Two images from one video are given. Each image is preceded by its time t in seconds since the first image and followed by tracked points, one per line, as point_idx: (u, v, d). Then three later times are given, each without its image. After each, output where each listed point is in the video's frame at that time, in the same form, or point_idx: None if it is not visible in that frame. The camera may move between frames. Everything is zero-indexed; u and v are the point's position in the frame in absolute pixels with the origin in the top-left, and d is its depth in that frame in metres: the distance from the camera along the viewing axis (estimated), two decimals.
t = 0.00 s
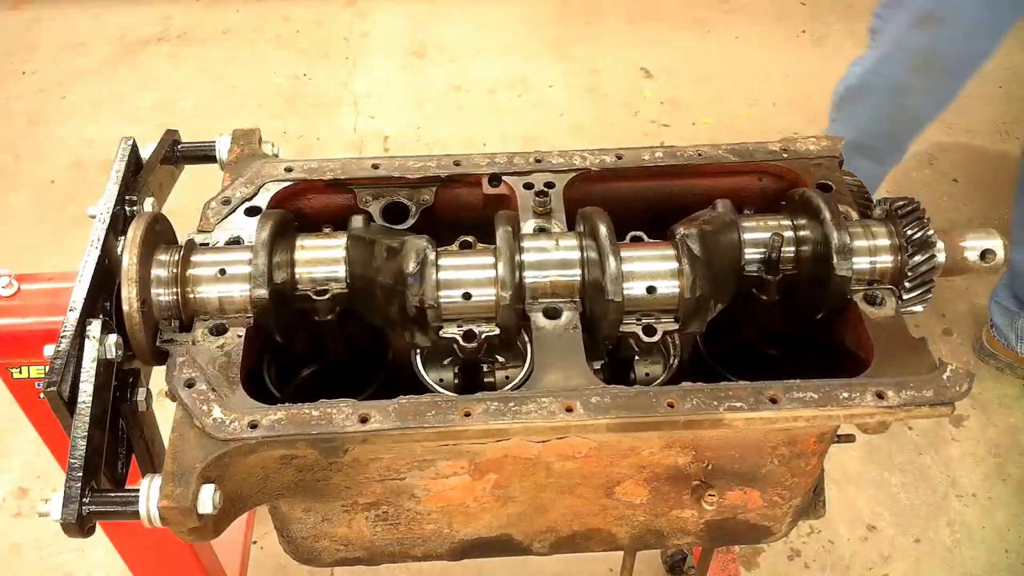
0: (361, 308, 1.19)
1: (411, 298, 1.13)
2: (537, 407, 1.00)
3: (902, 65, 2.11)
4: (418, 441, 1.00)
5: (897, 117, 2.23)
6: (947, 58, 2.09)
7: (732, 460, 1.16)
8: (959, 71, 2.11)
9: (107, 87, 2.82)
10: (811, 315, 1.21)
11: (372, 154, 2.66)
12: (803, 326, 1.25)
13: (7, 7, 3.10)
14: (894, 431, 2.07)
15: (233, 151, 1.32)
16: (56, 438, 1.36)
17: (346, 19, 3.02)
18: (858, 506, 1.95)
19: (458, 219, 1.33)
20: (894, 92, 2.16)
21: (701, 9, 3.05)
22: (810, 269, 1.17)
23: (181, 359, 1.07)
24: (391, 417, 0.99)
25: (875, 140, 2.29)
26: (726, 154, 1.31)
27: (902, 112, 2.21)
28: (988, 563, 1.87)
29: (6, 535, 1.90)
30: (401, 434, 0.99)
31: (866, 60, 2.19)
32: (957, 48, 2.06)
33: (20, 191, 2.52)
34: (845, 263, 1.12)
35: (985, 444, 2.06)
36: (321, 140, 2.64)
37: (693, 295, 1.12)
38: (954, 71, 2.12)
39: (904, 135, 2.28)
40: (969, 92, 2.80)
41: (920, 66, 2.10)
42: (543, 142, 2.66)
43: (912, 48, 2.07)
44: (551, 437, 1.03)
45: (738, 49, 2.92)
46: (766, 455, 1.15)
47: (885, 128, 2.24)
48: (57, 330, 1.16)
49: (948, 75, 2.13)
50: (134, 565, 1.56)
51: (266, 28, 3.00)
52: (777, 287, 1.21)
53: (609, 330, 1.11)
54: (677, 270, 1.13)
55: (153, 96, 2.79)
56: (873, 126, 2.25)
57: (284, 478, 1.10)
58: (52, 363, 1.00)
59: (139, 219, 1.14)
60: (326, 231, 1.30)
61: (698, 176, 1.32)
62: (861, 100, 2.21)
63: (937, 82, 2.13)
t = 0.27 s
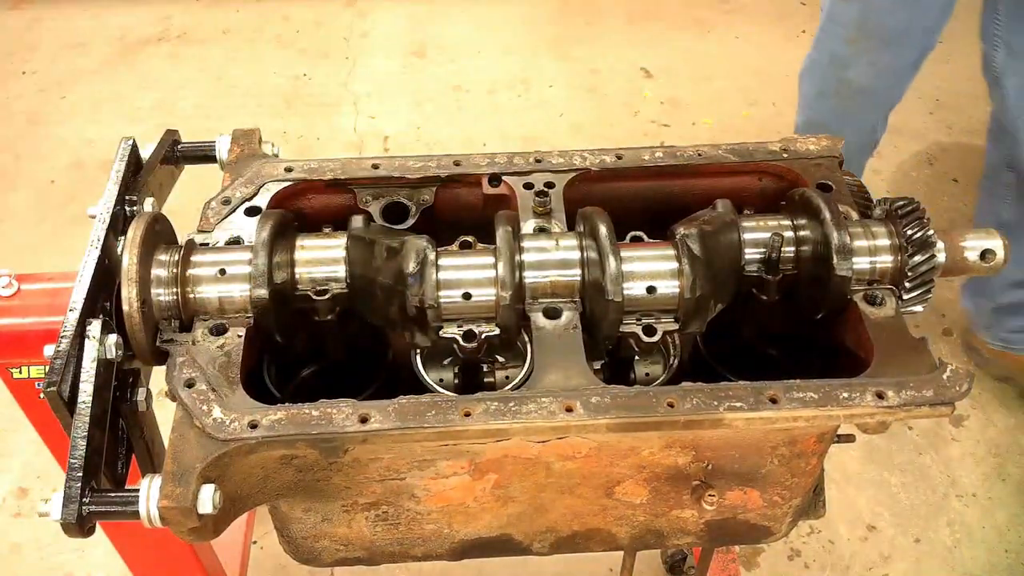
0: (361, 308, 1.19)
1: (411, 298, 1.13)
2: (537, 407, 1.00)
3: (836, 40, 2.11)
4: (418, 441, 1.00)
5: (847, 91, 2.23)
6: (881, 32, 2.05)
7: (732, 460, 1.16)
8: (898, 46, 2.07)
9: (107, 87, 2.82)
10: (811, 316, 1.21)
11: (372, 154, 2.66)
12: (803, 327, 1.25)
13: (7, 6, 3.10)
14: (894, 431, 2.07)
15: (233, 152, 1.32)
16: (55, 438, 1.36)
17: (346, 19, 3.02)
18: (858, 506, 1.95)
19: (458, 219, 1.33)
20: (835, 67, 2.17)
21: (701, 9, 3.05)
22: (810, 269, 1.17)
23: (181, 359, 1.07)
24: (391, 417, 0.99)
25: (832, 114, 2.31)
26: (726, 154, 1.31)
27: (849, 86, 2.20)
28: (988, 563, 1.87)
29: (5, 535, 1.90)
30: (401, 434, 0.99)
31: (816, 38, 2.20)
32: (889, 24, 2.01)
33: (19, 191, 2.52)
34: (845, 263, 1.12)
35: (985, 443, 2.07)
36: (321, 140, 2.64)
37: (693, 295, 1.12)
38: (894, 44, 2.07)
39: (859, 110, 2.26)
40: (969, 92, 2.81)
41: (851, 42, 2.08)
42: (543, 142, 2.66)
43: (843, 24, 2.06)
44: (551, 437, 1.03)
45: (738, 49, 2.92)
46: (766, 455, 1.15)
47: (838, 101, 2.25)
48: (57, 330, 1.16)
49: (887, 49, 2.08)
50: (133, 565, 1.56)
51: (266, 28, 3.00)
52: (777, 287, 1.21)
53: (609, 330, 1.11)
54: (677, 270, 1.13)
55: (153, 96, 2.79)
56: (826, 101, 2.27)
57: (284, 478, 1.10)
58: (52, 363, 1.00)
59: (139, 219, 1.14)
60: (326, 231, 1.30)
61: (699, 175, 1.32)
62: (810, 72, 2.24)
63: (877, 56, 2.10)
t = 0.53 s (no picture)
0: (361, 308, 1.19)
1: (411, 298, 1.13)
2: (537, 407, 1.00)
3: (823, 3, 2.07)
4: (418, 441, 1.00)
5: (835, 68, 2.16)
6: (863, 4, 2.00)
7: (732, 460, 1.16)
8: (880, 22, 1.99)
9: (107, 87, 2.82)
10: (811, 316, 1.21)
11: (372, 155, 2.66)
12: (803, 327, 1.25)
13: (7, 6, 3.10)
14: (894, 431, 2.07)
15: (233, 151, 1.32)
16: (55, 438, 1.36)
17: (346, 19, 3.02)
18: (858, 506, 1.95)
19: (458, 219, 1.33)
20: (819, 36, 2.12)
21: (701, 9, 3.05)
22: (810, 269, 1.17)
23: (181, 359, 1.07)
24: (391, 417, 0.99)
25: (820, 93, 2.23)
26: (726, 154, 1.31)
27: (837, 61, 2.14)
28: (988, 563, 1.87)
29: (5, 535, 1.90)
30: (401, 434, 0.98)
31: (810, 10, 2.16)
32: None
33: (19, 191, 2.52)
34: (845, 263, 1.12)
35: (985, 443, 2.07)
36: (321, 140, 2.64)
37: (693, 294, 1.12)
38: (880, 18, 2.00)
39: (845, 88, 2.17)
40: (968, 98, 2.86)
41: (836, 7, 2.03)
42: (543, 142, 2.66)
43: None
44: (551, 437, 1.03)
45: (738, 49, 2.92)
46: (766, 455, 1.15)
47: (823, 76, 2.18)
48: (57, 330, 1.16)
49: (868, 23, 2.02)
50: (133, 565, 1.56)
51: (266, 28, 3.00)
52: (777, 287, 1.21)
53: (609, 330, 1.11)
54: (677, 270, 1.13)
55: (153, 95, 2.79)
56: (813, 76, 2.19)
57: (284, 478, 1.10)
58: (52, 363, 1.00)
59: (139, 219, 1.14)
60: (326, 231, 1.30)
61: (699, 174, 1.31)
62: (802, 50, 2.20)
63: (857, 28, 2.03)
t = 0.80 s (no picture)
0: (361, 308, 1.19)
1: (411, 298, 1.13)
2: (537, 407, 1.00)
3: None
4: (418, 441, 1.00)
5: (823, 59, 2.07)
6: None
7: (732, 460, 1.16)
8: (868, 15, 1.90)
9: (107, 87, 2.82)
10: (811, 316, 1.21)
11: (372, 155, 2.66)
12: (803, 327, 1.25)
13: (7, 7, 3.10)
14: (894, 431, 2.07)
15: (233, 151, 1.32)
16: (55, 438, 1.36)
17: (346, 19, 3.02)
18: (858, 506, 1.95)
19: (458, 219, 1.33)
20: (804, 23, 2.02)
21: (701, 10, 3.05)
22: (810, 269, 1.17)
23: (181, 359, 1.07)
24: (391, 417, 0.99)
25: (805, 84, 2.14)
26: (726, 154, 1.31)
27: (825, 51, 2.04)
28: (988, 563, 1.87)
29: (5, 535, 1.90)
30: (401, 434, 0.98)
31: None
32: None
33: (19, 191, 2.52)
34: (845, 263, 1.12)
35: (985, 443, 2.07)
36: (321, 140, 2.64)
37: (693, 294, 1.12)
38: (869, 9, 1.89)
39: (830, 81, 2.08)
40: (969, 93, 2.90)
41: None
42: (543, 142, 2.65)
43: None
44: (551, 437, 1.03)
45: (738, 49, 2.92)
46: (766, 455, 1.15)
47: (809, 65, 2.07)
48: (57, 330, 1.16)
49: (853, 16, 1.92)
50: (133, 565, 1.56)
51: (266, 28, 3.00)
52: (777, 287, 1.21)
53: (609, 330, 1.11)
54: (677, 270, 1.13)
55: (153, 96, 2.79)
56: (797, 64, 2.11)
57: (285, 478, 1.10)
58: (52, 363, 1.00)
59: (139, 219, 1.14)
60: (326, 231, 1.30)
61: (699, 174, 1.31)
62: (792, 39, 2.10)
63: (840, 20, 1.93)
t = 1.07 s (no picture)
0: (361, 308, 1.19)
1: (411, 298, 1.12)
2: (537, 406, 1.00)
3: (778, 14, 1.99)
4: (418, 441, 1.00)
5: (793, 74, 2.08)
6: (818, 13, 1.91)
7: (732, 460, 1.16)
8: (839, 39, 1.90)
9: (107, 87, 2.82)
10: (811, 316, 1.21)
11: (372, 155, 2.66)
12: (803, 327, 1.25)
13: (7, 7, 3.10)
14: (894, 431, 2.07)
15: (233, 151, 1.32)
16: (55, 438, 1.36)
17: (347, 19, 3.02)
18: (858, 506, 1.95)
19: (458, 218, 1.33)
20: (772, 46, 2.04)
21: (701, 10, 3.05)
22: (810, 269, 1.17)
23: (181, 359, 1.07)
24: (391, 417, 0.99)
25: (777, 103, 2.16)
26: (726, 153, 1.31)
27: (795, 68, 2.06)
28: (988, 563, 1.87)
29: (5, 535, 1.90)
30: (401, 434, 0.98)
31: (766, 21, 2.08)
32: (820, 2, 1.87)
33: (20, 191, 2.52)
34: (845, 263, 1.12)
35: (985, 444, 2.07)
36: (321, 140, 2.64)
37: (693, 295, 1.12)
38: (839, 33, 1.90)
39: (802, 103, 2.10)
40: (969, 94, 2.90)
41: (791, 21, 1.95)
42: (542, 142, 2.65)
43: None
44: (551, 437, 1.03)
45: (739, 48, 2.92)
46: (766, 455, 1.15)
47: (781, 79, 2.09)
48: (57, 330, 1.16)
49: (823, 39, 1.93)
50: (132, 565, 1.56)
51: (266, 28, 3.01)
52: (777, 287, 1.21)
53: (609, 330, 1.11)
54: (677, 270, 1.13)
55: (153, 96, 2.79)
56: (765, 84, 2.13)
57: (285, 478, 1.10)
58: (52, 363, 1.00)
59: (140, 219, 1.14)
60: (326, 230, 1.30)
61: (698, 173, 1.31)
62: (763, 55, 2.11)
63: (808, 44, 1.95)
